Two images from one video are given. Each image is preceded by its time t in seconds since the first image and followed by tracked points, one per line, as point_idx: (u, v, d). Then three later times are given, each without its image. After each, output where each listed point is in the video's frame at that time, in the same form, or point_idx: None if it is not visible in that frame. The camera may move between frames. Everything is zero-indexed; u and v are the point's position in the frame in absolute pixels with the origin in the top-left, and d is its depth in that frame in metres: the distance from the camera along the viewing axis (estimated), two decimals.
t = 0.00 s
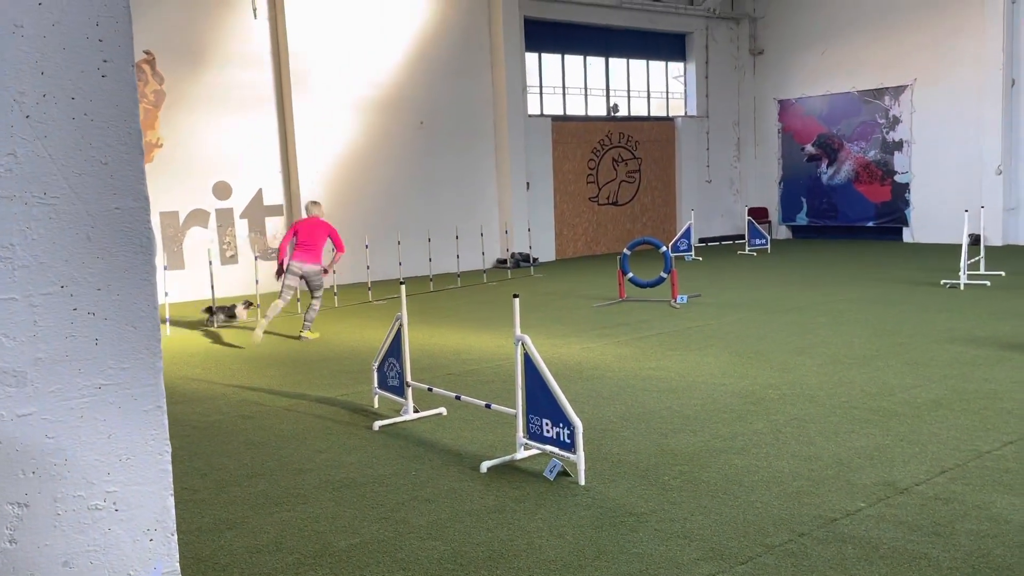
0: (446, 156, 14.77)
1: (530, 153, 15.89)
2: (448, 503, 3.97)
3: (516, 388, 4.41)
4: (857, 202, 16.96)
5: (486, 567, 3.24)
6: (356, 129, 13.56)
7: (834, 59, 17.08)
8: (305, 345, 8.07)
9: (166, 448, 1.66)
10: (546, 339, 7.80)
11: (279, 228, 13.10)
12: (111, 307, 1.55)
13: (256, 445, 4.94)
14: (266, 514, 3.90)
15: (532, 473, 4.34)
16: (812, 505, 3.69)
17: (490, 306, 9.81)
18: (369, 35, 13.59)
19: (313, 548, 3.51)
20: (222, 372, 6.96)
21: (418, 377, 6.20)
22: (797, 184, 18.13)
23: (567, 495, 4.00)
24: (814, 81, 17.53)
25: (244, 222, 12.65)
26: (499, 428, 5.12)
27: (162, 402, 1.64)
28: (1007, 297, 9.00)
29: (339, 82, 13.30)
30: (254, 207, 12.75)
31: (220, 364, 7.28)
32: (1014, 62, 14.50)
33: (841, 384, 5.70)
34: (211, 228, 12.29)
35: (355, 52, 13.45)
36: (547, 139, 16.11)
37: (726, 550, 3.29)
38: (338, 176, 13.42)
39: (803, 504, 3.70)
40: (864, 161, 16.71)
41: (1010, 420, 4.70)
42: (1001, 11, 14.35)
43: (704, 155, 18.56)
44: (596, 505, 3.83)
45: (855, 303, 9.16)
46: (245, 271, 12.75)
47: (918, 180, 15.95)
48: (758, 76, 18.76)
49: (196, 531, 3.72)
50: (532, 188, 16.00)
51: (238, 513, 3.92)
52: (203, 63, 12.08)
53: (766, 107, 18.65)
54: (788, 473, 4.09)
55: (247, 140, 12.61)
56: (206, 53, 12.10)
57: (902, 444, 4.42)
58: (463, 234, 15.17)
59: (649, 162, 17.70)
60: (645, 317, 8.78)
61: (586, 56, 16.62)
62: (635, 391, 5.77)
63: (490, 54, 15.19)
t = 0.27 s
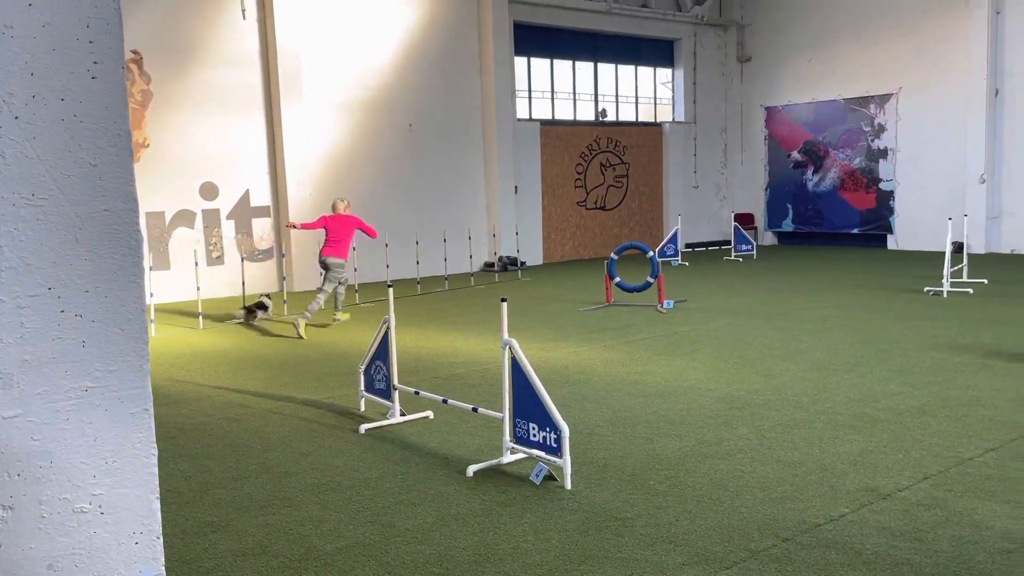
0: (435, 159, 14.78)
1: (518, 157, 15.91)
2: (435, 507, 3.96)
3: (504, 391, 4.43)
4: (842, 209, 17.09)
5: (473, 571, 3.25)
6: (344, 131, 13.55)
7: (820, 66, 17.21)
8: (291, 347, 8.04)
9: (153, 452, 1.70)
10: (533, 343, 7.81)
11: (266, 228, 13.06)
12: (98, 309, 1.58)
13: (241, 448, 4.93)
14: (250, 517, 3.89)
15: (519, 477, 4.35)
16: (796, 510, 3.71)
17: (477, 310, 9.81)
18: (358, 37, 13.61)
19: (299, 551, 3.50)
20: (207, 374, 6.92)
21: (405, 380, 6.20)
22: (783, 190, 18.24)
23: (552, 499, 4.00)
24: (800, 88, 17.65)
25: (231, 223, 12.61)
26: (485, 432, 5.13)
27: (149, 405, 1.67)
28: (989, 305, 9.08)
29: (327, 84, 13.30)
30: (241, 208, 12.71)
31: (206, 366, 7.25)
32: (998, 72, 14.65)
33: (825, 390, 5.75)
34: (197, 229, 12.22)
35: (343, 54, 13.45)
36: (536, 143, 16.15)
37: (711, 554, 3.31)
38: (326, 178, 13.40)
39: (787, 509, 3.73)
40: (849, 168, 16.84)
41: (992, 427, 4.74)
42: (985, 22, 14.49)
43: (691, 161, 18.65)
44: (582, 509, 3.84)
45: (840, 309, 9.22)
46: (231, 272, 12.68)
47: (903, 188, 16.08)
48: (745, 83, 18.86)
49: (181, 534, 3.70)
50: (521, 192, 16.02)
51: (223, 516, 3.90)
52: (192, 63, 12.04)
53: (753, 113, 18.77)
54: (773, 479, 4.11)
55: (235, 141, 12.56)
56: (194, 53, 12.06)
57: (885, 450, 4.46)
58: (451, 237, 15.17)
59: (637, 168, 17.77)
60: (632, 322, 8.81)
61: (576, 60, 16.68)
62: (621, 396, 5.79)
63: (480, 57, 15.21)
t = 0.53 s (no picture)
0: (418, 161, 14.78)
1: (501, 160, 15.94)
2: (417, 510, 3.97)
3: (486, 395, 4.44)
4: (821, 216, 17.26)
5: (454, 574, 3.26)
6: (327, 131, 13.52)
7: (801, 75, 17.38)
8: (273, 349, 8.02)
9: (135, 455, 1.69)
10: (516, 346, 7.84)
11: (248, 229, 13.00)
12: (81, 311, 1.58)
13: (223, 450, 4.91)
14: (232, 520, 3.88)
15: (501, 480, 4.37)
16: (774, 515, 3.75)
17: (459, 313, 9.82)
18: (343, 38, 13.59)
19: (279, 554, 3.49)
20: (188, 375, 6.89)
21: (388, 383, 6.20)
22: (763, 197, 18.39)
23: (534, 503, 4.02)
24: (781, 96, 17.80)
25: (212, 223, 12.53)
26: (467, 436, 5.14)
27: (132, 408, 1.67)
28: (965, 312, 9.21)
29: (310, 84, 13.27)
30: (223, 208, 12.65)
31: (187, 367, 7.22)
32: (974, 83, 14.74)
33: (804, 395, 5.81)
34: (177, 229, 12.15)
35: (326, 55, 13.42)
36: (519, 147, 16.18)
37: (690, 558, 3.34)
38: (308, 178, 13.36)
39: (765, 514, 3.77)
40: (829, 176, 17.02)
41: (967, 433, 4.81)
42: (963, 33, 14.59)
43: (673, 166, 18.77)
44: (563, 514, 3.86)
45: (819, 315, 9.31)
46: (212, 273, 12.60)
47: (881, 196, 16.26)
48: (727, 90, 19.01)
49: (160, 536, 3.68)
50: (504, 195, 16.04)
51: (203, 519, 3.89)
52: (175, 62, 11.97)
53: (735, 120, 18.91)
54: (752, 483, 4.16)
55: (217, 140, 12.50)
56: (178, 52, 11.99)
57: (862, 455, 4.52)
58: (434, 240, 15.17)
59: (620, 173, 17.86)
60: (613, 326, 8.86)
61: (559, 65, 16.74)
62: (603, 400, 5.82)
63: (464, 60, 15.23)
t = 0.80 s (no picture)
0: (399, 162, 14.75)
1: (483, 162, 15.95)
2: (396, 512, 3.98)
3: (467, 398, 4.44)
4: (798, 221, 17.43)
5: None
6: (306, 131, 13.46)
7: (780, 81, 17.53)
8: (251, 349, 7.97)
9: (116, 457, 1.77)
10: (496, 349, 7.84)
11: (226, 228, 12.92)
12: (66, 315, 1.67)
13: (201, 451, 4.88)
14: (210, 521, 3.86)
15: (481, 482, 4.38)
16: (751, 517, 3.79)
17: (440, 315, 9.80)
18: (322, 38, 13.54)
19: (258, 556, 3.48)
20: (166, 376, 6.84)
21: (367, 385, 6.18)
22: (742, 201, 18.54)
23: (514, 505, 4.04)
24: (760, 101, 17.95)
25: (189, 222, 12.43)
26: (447, 438, 5.14)
27: (112, 410, 1.76)
28: (939, 318, 9.32)
29: (290, 84, 13.20)
30: (201, 207, 12.55)
31: (164, 368, 7.15)
32: (950, 91, 14.90)
33: (781, 399, 5.87)
34: (154, 228, 12.03)
35: (306, 54, 13.36)
36: (500, 149, 16.20)
37: (669, 561, 3.36)
38: (287, 178, 13.28)
39: (741, 516, 3.81)
40: (807, 181, 17.19)
41: (940, 438, 4.88)
42: (939, 42, 14.76)
43: (653, 170, 18.87)
44: (543, 516, 3.87)
45: (797, 320, 9.40)
46: (189, 273, 12.49)
47: (857, 202, 16.44)
48: (707, 95, 19.14)
49: (137, 539, 3.65)
50: (485, 197, 16.05)
51: (180, 521, 3.86)
52: (153, 59, 11.85)
53: (715, 125, 19.05)
54: (730, 487, 4.20)
55: (195, 138, 12.39)
56: (155, 50, 11.87)
57: (838, 459, 4.57)
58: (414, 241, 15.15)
59: (600, 176, 17.93)
60: (593, 329, 8.89)
61: (541, 68, 16.78)
62: (583, 403, 5.84)
63: (446, 61, 15.22)
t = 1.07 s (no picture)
0: (380, 162, 14.71)
1: (465, 163, 15.94)
2: (378, 513, 3.98)
3: (449, 400, 4.44)
4: (777, 224, 17.59)
5: None
6: (287, 130, 13.39)
7: (760, 85, 17.68)
8: (231, 350, 7.92)
9: (99, 456, 1.88)
10: (478, 350, 7.85)
11: (205, 227, 12.83)
12: (54, 317, 1.77)
13: (181, 452, 4.85)
14: (191, 522, 3.85)
15: (462, 484, 4.38)
16: (730, 518, 3.83)
17: (421, 316, 9.79)
18: (303, 36, 13.47)
19: (238, 557, 3.48)
20: (145, 376, 6.79)
21: (348, 386, 6.16)
22: (722, 205, 18.66)
23: (495, 506, 4.05)
24: (741, 106, 18.08)
25: (168, 221, 12.32)
26: (429, 440, 5.14)
27: (97, 411, 1.86)
28: (916, 322, 9.44)
29: (271, 82, 13.14)
30: (179, 206, 12.44)
31: (143, 368, 7.10)
32: (927, 97, 15.05)
33: (761, 401, 5.93)
34: (132, 226, 11.90)
35: (287, 52, 13.29)
36: (483, 150, 16.21)
37: (649, 562, 3.39)
38: (267, 177, 13.21)
39: (720, 518, 3.85)
40: (786, 185, 17.34)
41: (916, 440, 4.95)
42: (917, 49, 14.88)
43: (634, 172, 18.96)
44: (525, 517, 3.89)
45: (776, 322, 9.48)
46: (167, 272, 12.37)
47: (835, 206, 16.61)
48: (689, 98, 19.25)
49: (116, 539, 3.63)
50: (467, 198, 16.05)
51: (160, 522, 3.83)
52: (132, 56, 11.74)
53: (695, 128, 19.17)
54: (710, 488, 4.24)
55: (175, 137, 12.30)
56: (134, 46, 11.76)
57: (815, 461, 4.63)
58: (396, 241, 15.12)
59: (581, 178, 17.99)
60: (574, 331, 8.92)
61: (524, 69, 16.81)
62: (564, 404, 5.86)
63: (428, 62, 15.20)
